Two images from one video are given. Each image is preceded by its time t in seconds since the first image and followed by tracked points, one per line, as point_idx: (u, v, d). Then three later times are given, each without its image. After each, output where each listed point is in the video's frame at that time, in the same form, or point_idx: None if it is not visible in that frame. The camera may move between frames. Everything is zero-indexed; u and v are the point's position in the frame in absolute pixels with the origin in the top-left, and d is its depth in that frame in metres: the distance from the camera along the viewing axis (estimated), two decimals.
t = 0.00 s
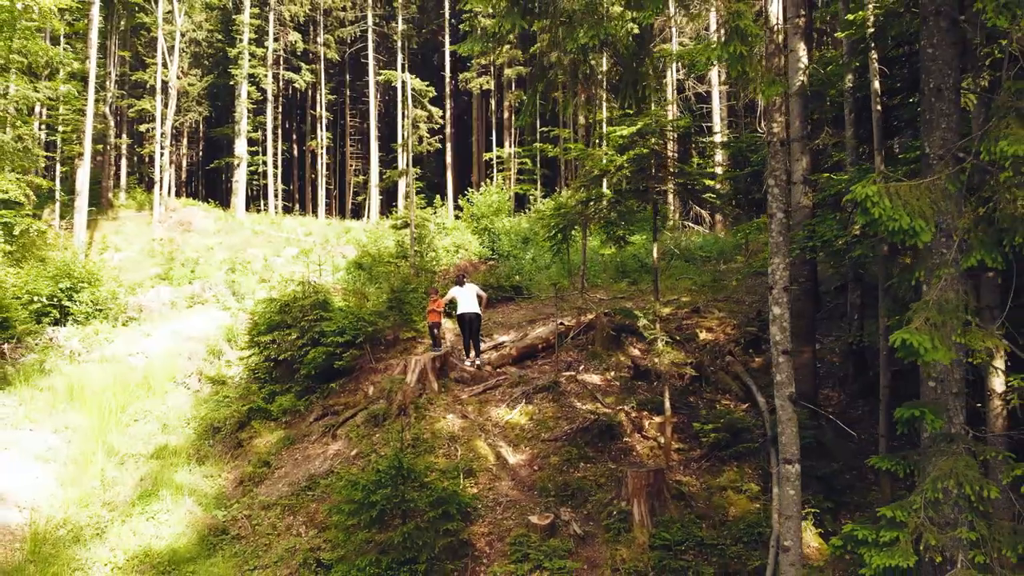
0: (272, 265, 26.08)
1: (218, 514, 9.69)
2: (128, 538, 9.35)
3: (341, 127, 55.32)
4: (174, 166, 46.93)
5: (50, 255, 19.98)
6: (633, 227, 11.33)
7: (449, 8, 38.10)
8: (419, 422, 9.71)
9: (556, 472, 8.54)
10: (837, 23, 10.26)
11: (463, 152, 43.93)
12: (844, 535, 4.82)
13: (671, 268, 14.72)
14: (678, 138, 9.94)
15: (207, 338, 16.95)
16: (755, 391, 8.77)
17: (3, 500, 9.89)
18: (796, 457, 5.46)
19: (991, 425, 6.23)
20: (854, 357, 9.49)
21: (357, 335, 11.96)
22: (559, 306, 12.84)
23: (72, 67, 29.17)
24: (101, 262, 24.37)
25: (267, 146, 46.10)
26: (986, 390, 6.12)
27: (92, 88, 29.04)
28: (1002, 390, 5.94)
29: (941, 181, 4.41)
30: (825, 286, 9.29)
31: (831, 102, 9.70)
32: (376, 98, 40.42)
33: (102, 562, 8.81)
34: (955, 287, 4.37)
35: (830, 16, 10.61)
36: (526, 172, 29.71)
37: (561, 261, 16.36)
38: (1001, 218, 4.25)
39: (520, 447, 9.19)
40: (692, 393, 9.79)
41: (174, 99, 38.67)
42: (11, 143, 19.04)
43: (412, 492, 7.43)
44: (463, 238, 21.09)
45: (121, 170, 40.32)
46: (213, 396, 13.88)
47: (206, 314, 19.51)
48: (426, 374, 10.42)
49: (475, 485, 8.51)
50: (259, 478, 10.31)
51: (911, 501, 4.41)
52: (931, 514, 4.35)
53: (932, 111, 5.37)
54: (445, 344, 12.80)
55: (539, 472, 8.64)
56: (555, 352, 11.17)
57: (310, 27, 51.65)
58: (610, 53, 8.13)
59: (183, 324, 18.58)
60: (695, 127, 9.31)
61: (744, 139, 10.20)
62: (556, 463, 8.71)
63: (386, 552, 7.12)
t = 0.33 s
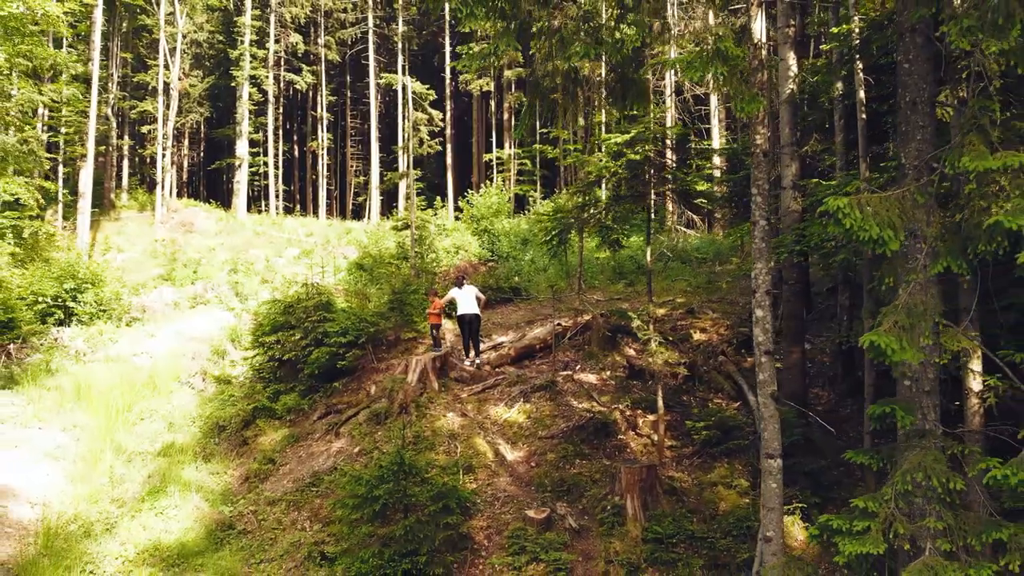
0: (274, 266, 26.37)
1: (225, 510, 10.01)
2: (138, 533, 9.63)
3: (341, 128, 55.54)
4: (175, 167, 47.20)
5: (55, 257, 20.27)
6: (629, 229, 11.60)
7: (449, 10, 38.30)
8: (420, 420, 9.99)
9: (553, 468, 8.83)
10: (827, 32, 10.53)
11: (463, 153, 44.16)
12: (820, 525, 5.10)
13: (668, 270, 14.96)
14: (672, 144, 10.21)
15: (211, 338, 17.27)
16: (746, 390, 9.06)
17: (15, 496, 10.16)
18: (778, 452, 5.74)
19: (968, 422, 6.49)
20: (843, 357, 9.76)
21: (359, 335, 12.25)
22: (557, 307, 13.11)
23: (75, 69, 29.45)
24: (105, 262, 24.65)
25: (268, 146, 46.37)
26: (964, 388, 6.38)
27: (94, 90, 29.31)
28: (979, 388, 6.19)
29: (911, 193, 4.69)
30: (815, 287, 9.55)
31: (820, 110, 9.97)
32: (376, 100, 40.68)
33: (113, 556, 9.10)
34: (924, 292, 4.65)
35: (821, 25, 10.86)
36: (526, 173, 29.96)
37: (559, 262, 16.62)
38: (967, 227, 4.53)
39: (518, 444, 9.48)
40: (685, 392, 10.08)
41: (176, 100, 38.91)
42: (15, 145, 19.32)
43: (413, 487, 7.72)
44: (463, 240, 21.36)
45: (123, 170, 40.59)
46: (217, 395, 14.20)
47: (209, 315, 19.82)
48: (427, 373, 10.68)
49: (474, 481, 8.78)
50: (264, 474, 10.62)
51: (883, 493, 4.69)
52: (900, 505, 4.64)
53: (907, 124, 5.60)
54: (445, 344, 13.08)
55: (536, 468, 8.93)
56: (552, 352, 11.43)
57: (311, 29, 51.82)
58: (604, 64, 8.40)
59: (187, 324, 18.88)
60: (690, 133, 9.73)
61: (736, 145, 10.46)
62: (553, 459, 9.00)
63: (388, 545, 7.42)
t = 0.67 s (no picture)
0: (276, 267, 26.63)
1: (231, 506, 10.28)
2: (146, 528, 9.91)
3: (342, 129, 55.77)
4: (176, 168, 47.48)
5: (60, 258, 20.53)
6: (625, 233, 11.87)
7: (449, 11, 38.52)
8: (422, 418, 10.26)
9: (550, 465, 9.10)
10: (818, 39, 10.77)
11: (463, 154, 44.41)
12: (801, 517, 5.34)
13: (664, 271, 15.20)
14: (666, 149, 10.47)
15: (215, 339, 17.54)
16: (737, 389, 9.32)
17: (26, 494, 10.42)
18: (764, 448, 5.99)
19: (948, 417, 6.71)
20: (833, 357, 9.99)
21: (361, 336, 12.51)
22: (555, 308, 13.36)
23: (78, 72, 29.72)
24: (109, 264, 24.93)
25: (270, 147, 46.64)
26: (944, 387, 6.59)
27: (97, 92, 29.58)
28: (958, 387, 6.40)
29: (884, 203, 4.98)
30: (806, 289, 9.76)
31: (811, 116, 10.21)
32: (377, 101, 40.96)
33: (123, 550, 9.37)
34: (898, 296, 4.92)
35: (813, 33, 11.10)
36: (526, 174, 30.21)
37: (557, 264, 16.87)
38: (937, 235, 4.80)
39: (516, 442, 9.75)
40: (679, 391, 10.35)
41: (178, 102, 39.17)
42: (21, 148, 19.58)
43: (414, 482, 8.00)
44: (463, 241, 21.63)
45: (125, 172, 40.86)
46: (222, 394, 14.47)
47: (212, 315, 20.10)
48: (428, 373, 10.91)
49: (473, 477, 9.04)
50: (270, 471, 10.89)
51: (859, 486, 4.95)
52: (876, 498, 4.90)
53: (887, 134, 5.81)
54: (445, 345, 13.33)
55: (534, 465, 9.20)
56: (550, 352, 11.69)
57: (312, 30, 52.03)
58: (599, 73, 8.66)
59: (191, 325, 19.15)
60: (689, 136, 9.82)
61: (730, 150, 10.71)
62: (550, 457, 9.27)
63: (391, 538, 7.70)
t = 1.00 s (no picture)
0: (278, 267, 26.91)
1: (237, 503, 10.57)
2: (155, 523, 10.19)
3: (343, 130, 56.05)
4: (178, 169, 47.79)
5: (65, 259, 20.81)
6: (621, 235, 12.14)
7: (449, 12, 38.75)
8: (423, 417, 10.54)
9: (547, 462, 9.39)
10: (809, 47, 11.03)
11: (464, 155, 44.65)
12: (782, 509, 5.61)
13: (661, 272, 15.44)
14: (661, 155, 10.73)
15: (218, 339, 17.83)
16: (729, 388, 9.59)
17: (38, 491, 10.70)
18: (750, 444, 6.25)
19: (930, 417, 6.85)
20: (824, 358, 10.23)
21: (363, 336, 12.79)
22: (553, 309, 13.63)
23: (82, 75, 30.06)
24: (113, 265, 25.22)
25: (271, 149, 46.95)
26: (926, 386, 6.74)
27: (100, 95, 29.90)
28: (939, 387, 6.53)
29: (860, 212, 5.25)
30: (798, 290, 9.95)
31: (803, 122, 10.46)
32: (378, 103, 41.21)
33: (133, 545, 9.65)
34: (873, 301, 5.21)
35: (804, 40, 11.36)
36: (526, 175, 30.44)
37: (556, 265, 17.13)
38: (909, 243, 5.07)
39: (514, 440, 10.02)
40: (674, 390, 10.62)
41: (180, 104, 39.45)
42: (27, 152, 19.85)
43: (415, 478, 8.30)
44: (463, 242, 21.92)
45: (127, 173, 41.14)
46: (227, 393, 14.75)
47: (215, 316, 20.39)
48: (428, 373, 11.17)
49: (473, 473, 9.32)
50: (274, 468, 11.17)
51: (837, 480, 5.22)
52: (854, 491, 5.16)
53: (866, 144, 6.06)
54: (445, 345, 13.60)
55: (531, 462, 9.48)
56: (548, 352, 11.96)
57: (313, 31, 52.25)
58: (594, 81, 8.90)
59: (195, 326, 19.43)
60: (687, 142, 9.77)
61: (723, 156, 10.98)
62: (547, 454, 9.55)
63: (393, 532, 8.00)
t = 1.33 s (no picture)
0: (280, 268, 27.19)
1: (243, 499, 10.86)
2: (163, 518, 10.48)
3: (344, 131, 56.34)
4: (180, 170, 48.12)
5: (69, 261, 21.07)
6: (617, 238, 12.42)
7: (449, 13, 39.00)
8: (423, 415, 10.83)
9: (544, 458, 9.68)
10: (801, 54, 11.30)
11: (465, 156, 44.91)
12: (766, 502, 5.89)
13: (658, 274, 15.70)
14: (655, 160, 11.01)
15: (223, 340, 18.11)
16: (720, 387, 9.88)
17: (48, 487, 10.99)
18: (736, 440, 6.53)
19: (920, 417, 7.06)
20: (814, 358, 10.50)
21: (365, 337, 13.07)
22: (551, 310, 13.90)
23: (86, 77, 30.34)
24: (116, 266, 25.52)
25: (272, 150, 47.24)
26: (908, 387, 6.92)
27: (104, 97, 30.18)
28: (921, 385, 6.71)
29: (839, 219, 5.54)
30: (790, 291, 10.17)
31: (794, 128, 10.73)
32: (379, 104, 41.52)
33: (143, 540, 9.93)
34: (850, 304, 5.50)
35: (796, 47, 11.62)
36: (526, 176, 30.71)
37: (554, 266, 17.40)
38: (884, 248, 5.35)
39: (513, 437, 10.30)
40: (668, 389, 10.89)
41: (182, 105, 39.74)
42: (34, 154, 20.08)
43: (416, 473, 8.57)
44: (464, 243, 22.24)
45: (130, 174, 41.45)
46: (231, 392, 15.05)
47: (219, 317, 20.69)
48: (429, 373, 11.43)
49: (472, 470, 9.60)
50: (279, 465, 11.46)
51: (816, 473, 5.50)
52: (832, 483, 5.44)
53: (846, 154, 6.32)
54: (446, 346, 13.88)
55: (529, 459, 9.76)
56: (546, 353, 12.23)
57: (314, 33, 52.51)
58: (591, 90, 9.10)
59: (199, 327, 19.72)
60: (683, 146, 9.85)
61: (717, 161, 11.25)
62: (544, 451, 9.84)
63: (395, 526, 8.28)
